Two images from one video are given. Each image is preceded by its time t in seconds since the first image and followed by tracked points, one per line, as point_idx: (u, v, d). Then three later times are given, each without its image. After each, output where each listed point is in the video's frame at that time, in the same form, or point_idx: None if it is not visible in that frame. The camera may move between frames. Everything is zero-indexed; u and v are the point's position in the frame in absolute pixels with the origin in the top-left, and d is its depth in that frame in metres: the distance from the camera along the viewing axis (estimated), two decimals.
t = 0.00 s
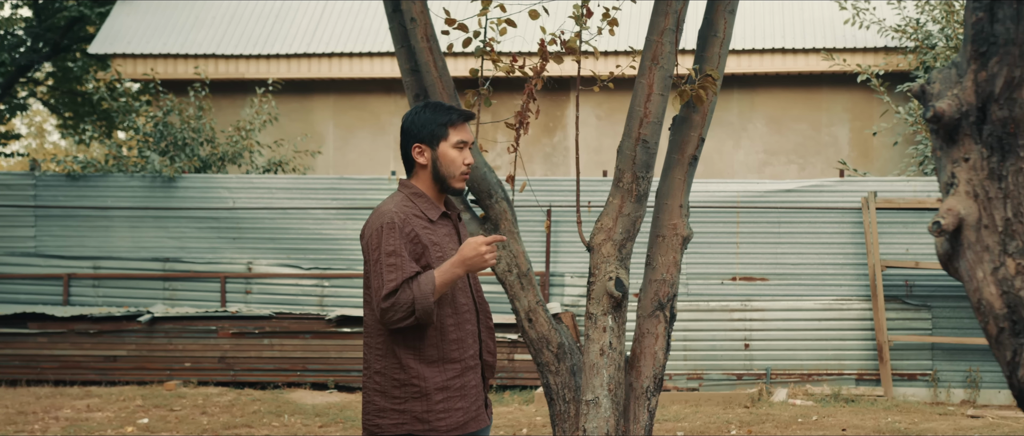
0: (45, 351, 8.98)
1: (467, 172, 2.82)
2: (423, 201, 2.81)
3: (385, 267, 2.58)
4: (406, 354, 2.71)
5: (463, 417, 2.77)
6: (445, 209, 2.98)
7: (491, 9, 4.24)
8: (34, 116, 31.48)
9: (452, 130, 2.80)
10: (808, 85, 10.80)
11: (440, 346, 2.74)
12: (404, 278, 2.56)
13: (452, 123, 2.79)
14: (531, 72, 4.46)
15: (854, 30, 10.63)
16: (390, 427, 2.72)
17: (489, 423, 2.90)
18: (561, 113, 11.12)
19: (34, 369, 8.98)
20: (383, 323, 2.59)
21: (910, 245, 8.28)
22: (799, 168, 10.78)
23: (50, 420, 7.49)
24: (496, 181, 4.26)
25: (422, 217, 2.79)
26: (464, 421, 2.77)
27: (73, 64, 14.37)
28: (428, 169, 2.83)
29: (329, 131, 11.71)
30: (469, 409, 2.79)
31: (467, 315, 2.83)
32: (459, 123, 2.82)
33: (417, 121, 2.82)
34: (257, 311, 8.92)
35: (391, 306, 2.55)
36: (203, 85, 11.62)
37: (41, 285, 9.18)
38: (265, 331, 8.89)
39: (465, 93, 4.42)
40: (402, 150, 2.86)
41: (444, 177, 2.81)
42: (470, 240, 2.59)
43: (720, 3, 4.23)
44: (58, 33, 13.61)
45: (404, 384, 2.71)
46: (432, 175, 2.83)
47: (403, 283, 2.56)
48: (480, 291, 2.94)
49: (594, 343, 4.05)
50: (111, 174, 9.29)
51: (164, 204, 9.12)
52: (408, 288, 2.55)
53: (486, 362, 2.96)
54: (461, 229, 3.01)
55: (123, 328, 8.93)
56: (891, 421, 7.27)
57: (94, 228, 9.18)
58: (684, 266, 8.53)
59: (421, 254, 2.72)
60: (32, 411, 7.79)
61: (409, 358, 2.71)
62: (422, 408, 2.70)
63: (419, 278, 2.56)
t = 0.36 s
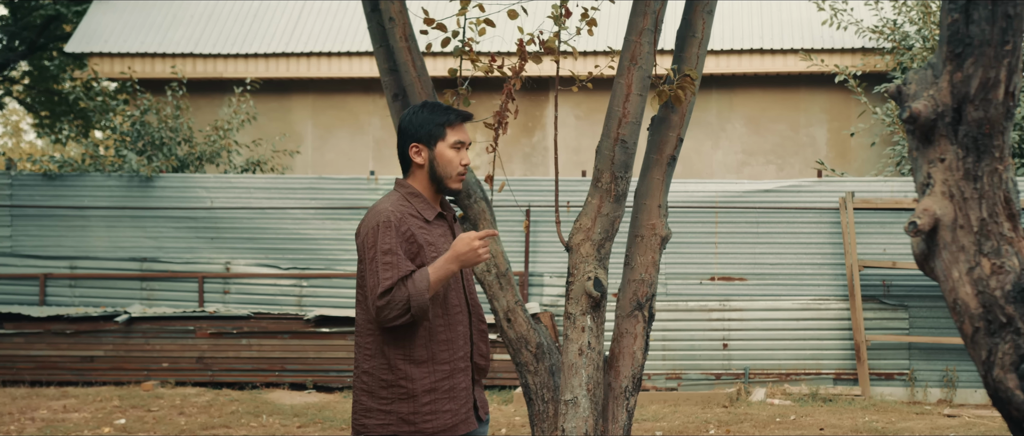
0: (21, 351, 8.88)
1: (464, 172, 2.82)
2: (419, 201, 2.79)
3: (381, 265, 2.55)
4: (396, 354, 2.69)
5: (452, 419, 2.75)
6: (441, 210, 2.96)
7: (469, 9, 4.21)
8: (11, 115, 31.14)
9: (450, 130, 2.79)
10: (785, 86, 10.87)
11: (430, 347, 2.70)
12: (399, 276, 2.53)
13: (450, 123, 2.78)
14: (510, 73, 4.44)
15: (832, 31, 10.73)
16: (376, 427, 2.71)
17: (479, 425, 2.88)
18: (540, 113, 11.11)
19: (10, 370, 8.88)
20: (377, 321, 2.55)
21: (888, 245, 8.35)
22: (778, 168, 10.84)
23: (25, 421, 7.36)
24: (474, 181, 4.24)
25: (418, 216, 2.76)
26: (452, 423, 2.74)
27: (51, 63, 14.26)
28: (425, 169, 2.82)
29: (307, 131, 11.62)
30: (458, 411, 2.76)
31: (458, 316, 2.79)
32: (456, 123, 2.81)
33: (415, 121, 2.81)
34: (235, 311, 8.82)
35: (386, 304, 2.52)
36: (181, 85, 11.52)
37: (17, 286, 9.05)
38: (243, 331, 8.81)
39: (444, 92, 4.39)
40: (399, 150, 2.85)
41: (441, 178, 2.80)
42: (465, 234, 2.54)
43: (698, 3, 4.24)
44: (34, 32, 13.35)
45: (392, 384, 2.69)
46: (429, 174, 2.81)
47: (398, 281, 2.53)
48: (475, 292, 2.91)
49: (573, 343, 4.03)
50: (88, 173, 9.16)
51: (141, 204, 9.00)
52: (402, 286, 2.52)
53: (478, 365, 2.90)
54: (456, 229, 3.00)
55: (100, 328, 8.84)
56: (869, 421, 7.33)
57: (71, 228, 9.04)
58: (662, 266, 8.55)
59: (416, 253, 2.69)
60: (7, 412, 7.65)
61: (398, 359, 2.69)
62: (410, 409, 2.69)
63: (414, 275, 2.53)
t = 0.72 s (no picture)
0: (4, 352, 8.78)
1: (482, 174, 2.77)
2: (438, 204, 2.76)
3: (404, 265, 2.53)
4: (422, 355, 2.66)
5: (482, 417, 2.69)
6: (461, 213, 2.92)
7: (455, 9, 4.17)
8: None
9: (466, 133, 2.76)
10: (770, 87, 10.92)
11: (456, 346, 2.66)
12: (423, 276, 2.51)
13: (466, 126, 2.75)
14: (495, 72, 4.41)
15: (816, 31, 10.79)
16: (406, 429, 2.67)
17: (512, 424, 2.82)
18: (525, 113, 11.11)
19: None
20: (403, 322, 2.52)
21: (871, 245, 8.41)
22: (762, 169, 10.88)
23: (8, 421, 7.27)
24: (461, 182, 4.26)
25: (438, 219, 2.73)
26: (483, 421, 2.69)
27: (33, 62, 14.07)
28: (443, 173, 2.79)
29: (292, 131, 11.56)
30: (488, 409, 2.71)
31: (483, 315, 2.75)
32: (473, 126, 2.77)
33: (431, 125, 2.78)
34: (219, 312, 8.74)
35: (411, 304, 2.48)
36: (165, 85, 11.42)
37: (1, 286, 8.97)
38: (227, 331, 8.70)
39: (429, 92, 4.35)
40: (416, 155, 2.82)
41: (459, 180, 2.76)
42: (487, 233, 2.51)
43: (683, 3, 4.24)
44: (17, 30, 13.59)
45: (420, 385, 2.66)
46: (448, 177, 2.78)
47: (422, 280, 2.50)
48: (499, 290, 2.87)
49: (558, 343, 4.02)
50: (72, 173, 9.06)
51: (125, 204, 8.92)
52: (427, 285, 2.49)
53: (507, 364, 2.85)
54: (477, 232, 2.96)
55: (83, 328, 8.72)
56: (853, 420, 7.37)
57: (54, 228, 8.96)
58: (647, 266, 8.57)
59: (438, 254, 2.67)
60: None
61: (425, 359, 2.66)
62: (439, 409, 2.66)
63: (439, 275, 2.50)
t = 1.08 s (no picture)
0: None
1: (503, 170, 2.74)
2: (460, 200, 2.72)
3: (428, 258, 2.50)
4: (443, 347, 2.61)
5: (500, 411, 2.65)
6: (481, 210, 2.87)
7: (437, 7, 4.14)
8: None
9: (487, 130, 2.73)
10: (751, 87, 10.97)
11: (477, 340, 2.62)
12: (448, 269, 2.48)
13: (487, 123, 2.72)
14: (477, 71, 4.39)
15: (798, 31, 10.84)
16: (426, 421, 2.62)
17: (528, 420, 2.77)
18: (507, 112, 11.10)
19: None
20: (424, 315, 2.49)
21: (852, 245, 8.46)
22: (744, 168, 10.94)
23: None
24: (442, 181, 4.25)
25: (460, 214, 2.70)
26: (501, 415, 2.65)
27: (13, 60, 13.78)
28: (464, 169, 2.75)
29: (274, 130, 11.48)
30: (506, 403, 2.67)
31: (503, 310, 2.71)
32: (493, 123, 2.75)
33: (451, 123, 2.74)
34: (200, 311, 8.67)
35: (435, 296, 2.46)
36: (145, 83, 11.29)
37: None
38: (209, 330, 8.65)
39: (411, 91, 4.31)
40: (436, 152, 2.79)
41: (481, 177, 2.73)
42: (510, 229, 2.49)
43: (665, 3, 4.23)
44: None
45: (440, 377, 2.61)
46: (469, 174, 2.74)
47: (446, 273, 2.47)
48: (518, 286, 2.83)
49: (540, 342, 4.01)
50: (52, 171, 8.94)
51: (105, 203, 8.81)
52: (451, 278, 2.47)
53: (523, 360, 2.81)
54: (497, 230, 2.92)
55: (64, 327, 8.66)
56: (833, 419, 7.42)
57: (34, 227, 8.84)
58: (629, 265, 8.58)
59: (461, 248, 2.62)
60: None
61: (446, 352, 2.61)
62: (459, 401, 2.61)
63: (463, 268, 2.48)
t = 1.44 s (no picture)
0: None
1: (505, 172, 2.76)
2: (462, 199, 2.75)
3: (427, 255, 2.53)
4: (444, 342, 2.62)
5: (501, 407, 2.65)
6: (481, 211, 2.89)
7: (417, 7, 4.10)
8: None
9: (490, 131, 2.74)
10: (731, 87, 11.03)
11: (475, 337, 2.64)
12: (447, 266, 2.50)
13: (490, 124, 2.73)
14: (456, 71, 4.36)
15: (777, 32, 10.91)
16: (430, 415, 2.60)
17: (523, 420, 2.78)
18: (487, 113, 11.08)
19: None
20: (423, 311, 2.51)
21: (831, 245, 8.53)
22: (723, 168, 10.96)
23: None
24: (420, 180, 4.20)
25: (461, 213, 2.72)
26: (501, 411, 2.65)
27: None
28: (467, 169, 2.76)
29: (253, 129, 11.39)
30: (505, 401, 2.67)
31: (501, 310, 2.73)
32: (497, 125, 2.76)
33: (456, 123, 2.76)
34: (178, 311, 8.57)
35: (433, 293, 2.48)
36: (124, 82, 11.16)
37: None
38: (187, 331, 8.57)
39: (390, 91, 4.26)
40: (439, 151, 2.80)
41: (483, 177, 2.74)
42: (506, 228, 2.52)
43: (644, 3, 4.23)
44: None
45: (441, 371, 2.61)
46: (471, 174, 2.76)
47: (445, 271, 2.50)
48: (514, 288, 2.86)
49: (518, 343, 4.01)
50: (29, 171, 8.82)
51: (83, 203, 8.69)
52: (450, 276, 2.49)
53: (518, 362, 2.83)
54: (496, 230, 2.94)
55: (41, 328, 8.57)
56: (812, 418, 7.47)
57: (11, 227, 8.72)
58: (609, 266, 8.60)
59: (460, 247, 2.65)
60: None
61: (447, 346, 2.62)
62: (462, 394, 2.60)
63: (461, 266, 2.50)
